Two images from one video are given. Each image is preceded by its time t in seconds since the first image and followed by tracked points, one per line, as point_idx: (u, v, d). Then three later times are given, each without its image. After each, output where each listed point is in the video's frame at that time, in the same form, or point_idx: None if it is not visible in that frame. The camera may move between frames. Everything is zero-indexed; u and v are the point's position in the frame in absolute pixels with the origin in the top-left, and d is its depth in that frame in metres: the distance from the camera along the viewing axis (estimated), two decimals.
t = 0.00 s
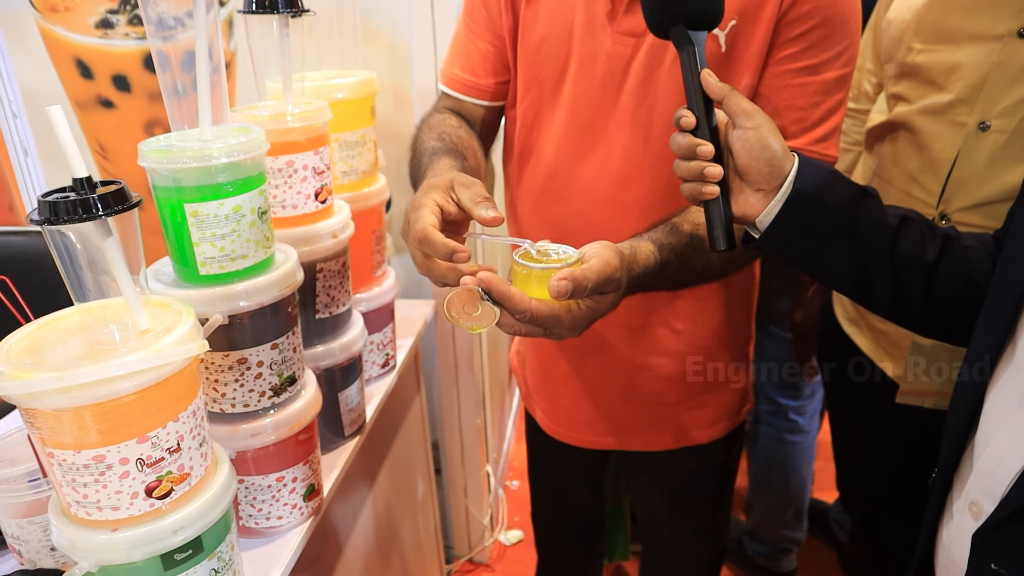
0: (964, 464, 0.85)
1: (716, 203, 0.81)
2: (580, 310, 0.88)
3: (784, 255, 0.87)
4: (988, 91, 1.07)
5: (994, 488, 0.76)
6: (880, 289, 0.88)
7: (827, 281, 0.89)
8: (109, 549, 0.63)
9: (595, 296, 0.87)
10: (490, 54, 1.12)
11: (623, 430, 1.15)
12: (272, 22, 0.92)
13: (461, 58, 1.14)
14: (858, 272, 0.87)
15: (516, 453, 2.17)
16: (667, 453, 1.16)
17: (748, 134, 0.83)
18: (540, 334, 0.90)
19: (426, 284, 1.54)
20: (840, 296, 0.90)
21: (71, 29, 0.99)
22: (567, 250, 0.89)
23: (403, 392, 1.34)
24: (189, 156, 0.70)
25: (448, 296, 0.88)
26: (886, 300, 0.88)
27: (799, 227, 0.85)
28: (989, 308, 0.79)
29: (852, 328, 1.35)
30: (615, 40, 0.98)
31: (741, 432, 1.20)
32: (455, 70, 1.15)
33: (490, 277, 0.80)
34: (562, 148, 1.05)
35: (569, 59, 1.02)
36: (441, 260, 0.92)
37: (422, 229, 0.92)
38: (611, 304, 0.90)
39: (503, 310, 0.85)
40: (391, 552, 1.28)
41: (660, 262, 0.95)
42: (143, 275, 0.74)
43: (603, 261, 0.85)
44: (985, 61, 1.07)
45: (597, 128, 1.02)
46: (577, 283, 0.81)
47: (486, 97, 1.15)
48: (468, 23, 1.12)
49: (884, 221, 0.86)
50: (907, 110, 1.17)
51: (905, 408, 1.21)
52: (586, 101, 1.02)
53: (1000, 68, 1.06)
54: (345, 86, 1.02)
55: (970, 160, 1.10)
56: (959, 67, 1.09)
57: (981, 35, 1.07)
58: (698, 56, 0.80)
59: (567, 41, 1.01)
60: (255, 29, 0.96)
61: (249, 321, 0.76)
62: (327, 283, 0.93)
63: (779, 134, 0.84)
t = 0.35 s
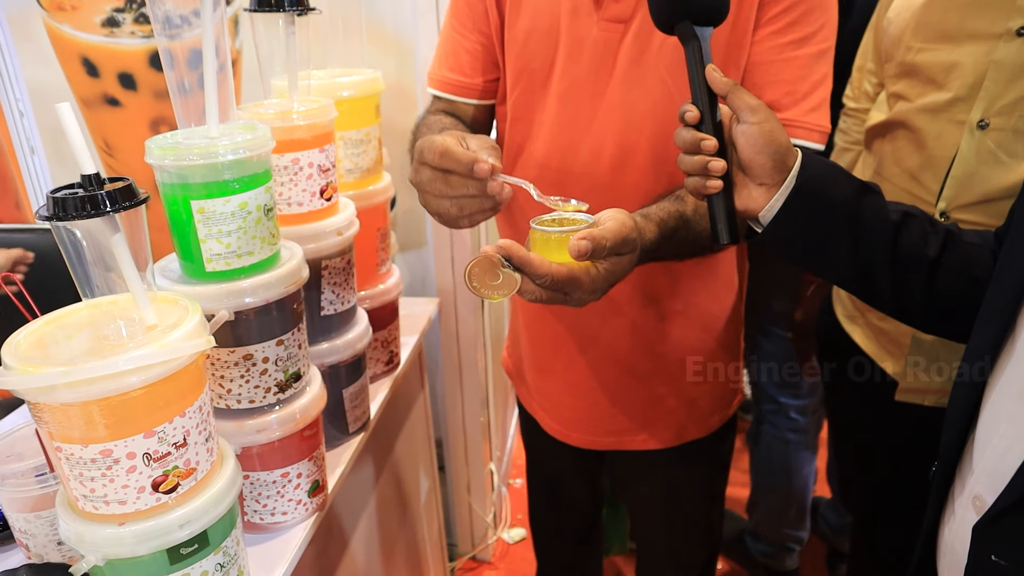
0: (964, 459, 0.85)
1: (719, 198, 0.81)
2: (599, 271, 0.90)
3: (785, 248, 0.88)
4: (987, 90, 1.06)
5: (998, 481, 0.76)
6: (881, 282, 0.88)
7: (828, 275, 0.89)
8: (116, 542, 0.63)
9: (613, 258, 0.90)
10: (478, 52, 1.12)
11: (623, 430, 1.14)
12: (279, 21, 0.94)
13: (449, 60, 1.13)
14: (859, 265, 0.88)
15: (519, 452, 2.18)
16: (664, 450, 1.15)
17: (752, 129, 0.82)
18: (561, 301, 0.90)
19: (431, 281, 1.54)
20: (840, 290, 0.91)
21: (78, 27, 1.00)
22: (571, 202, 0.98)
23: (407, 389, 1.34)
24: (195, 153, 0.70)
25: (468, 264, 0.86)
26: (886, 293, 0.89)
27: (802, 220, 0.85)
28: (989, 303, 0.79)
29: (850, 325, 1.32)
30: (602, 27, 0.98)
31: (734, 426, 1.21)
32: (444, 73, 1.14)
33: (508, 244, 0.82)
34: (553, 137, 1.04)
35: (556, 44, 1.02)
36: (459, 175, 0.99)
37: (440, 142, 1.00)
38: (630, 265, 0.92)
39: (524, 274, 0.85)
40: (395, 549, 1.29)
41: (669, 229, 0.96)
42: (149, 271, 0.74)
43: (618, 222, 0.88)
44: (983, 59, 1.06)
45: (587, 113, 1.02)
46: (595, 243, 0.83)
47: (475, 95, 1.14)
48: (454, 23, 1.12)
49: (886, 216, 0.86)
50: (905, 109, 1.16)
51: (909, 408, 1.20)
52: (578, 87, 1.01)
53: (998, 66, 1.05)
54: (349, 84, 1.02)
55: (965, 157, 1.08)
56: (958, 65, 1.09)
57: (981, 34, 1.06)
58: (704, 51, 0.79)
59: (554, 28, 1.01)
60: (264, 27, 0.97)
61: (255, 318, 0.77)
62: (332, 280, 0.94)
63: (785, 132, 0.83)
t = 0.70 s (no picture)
0: (965, 458, 0.84)
1: (721, 193, 0.80)
2: (626, 262, 0.93)
3: (783, 242, 0.87)
4: (987, 89, 1.05)
5: (1000, 480, 0.76)
6: (879, 276, 0.88)
7: (825, 268, 0.89)
8: (117, 542, 0.63)
9: (639, 248, 0.93)
10: (471, 54, 1.11)
11: (626, 432, 1.14)
12: (280, 20, 0.93)
13: (441, 62, 1.13)
14: (859, 259, 0.87)
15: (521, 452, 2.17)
16: (667, 449, 1.14)
17: (753, 124, 0.82)
18: (590, 292, 0.93)
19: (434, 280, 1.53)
20: (838, 283, 0.91)
21: (81, 27, 1.01)
22: (552, 157, 0.91)
23: (410, 389, 1.34)
24: (197, 151, 0.70)
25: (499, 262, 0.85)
26: (886, 289, 0.88)
27: (801, 214, 0.85)
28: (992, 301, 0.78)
29: (849, 324, 1.30)
30: (598, 21, 0.98)
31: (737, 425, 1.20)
32: (436, 75, 1.13)
33: (538, 242, 0.83)
34: (553, 131, 1.04)
35: (552, 35, 1.01)
36: (451, 137, 0.99)
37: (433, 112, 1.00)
38: (655, 255, 0.95)
39: (554, 268, 0.86)
40: (397, 549, 1.29)
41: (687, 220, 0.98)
42: (151, 271, 0.74)
43: (643, 218, 0.91)
44: (983, 58, 1.05)
45: (586, 106, 1.01)
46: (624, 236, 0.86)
47: (469, 97, 1.13)
48: (445, 25, 1.11)
49: (886, 211, 0.86)
50: (905, 108, 1.16)
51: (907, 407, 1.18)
52: (577, 80, 1.01)
53: (999, 65, 1.04)
54: (350, 83, 1.02)
55: (965, 156, 1.08)
56: (958, 63, 1.08)
57: (980, 33, 1.05)
58: (707, 46, 0.77)
59: (550, 21, 1.00)
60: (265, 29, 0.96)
61: (256, 317, 0.76)
62: (334, 279, 0.93)
63: (784, 123, 0.84)
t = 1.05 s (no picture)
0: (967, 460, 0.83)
1: (720, 189, 0.79)
2: (622, 268, 0.92)
3: (780, 239, 0.86)
4: (992, 90, 1.04)
5: (1003, 482, 0.75)
6: (877, 274, 0.86)
7: (825, 266, 0.88)
8: (117, 543, 0.63)
9: (635, 255, 0.92)
10: (474, 59, 1.11)
11: (627, 432, 1.13)
12: (281, 20, 0.93)
13: (445, 67, 1.13)
14: (856, 257, 0.86)
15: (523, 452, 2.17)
16: (671, 452, 1.14)
17: (751, 119, 0.80)
18: (586, 297, 0.92)
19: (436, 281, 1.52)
20: (838, 280, 0.89)
21: (83, 26, 1.02)
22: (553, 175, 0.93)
23: (411, 390, 1.34)
24: (198, 152, 0.70)
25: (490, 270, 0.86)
26: (883, 288, 0.87)
27: (800, 211, 0.83)
28: (995, 300, 0.77)
29: (851, 325, 1.28)
30: (599, 25, 0.97)
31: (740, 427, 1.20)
32: (440, 79, 1.13)
33: (533, 246, 0.82)
34: (555, 132, 1.03)
35: (554, 37, 1.00)
36: (460, 149, 0.99)
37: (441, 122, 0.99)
38: (652, 262, 0.94)
39: (549, 272, 0.85)
40: (399, 549, 1.28)
41: (688, 225, 0.97)
42: (151, 272, 0.74)
43: (640, 221, 0.90)
44: (989, 58, 1.04)
45: (588, 108, 1.01)
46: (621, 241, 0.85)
47: (470, 101, 1.14)
48: (448, 30, 1.11)
49: (884, 209, 0.84)
50: (909, 108, 1.14)
51: (907, 407, 1.14)
52: (579, 86, 1.00)
53: (1005, 65, 1.02)
54: (352, 83, 1.02)
55: (969, 158, 1.06)
56: (964, 63, 1.07)
57: (986, 33, 1.04)
58: (705, 43, 0.76)
59: (552, 23, 1.00)
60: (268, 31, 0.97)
61: (257, 317, 0.76)
62: (335, 280, 0.93)
63: (782, 119, 0.81)
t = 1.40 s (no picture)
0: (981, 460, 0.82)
1: (724, 181, 0.77)
2: (633, 259, 0.90)
3: (784, 230, 0.85)
4: (1003, 90, 1.00)
5: (1020, 485, 0.74)
6: (880, 267, 0.85)
7: (828, 259, 0.86)
8: (121, 544, 0.62)
9: (646, 246, 0.90)
10: (485, 54, 1.11)
11: (633, 432, 1.13)
12: (287, 19, 0.92)
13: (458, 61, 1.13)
14: (859, 251, 0.85)
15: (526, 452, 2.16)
16: (681, 454, 1.13)
17: (755, 111, 0.79)
18: (595, 288, 0.91)
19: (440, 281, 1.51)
20: (842, 274, 0.87)
21: (88, 25, 1.05)
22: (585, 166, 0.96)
23: (416, 390, 1.34)
24: (204, 150, 0.69)
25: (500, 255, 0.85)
26: (885, 281, 0.86)
27: (804, 203, 0.82)
28: (1013, 302, 0.76)
29: (861, 328, 1.25)
30: (615, 23, 0.96)
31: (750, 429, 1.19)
32: (454, 75, 1.13)
33: (540, 234, 0.81)
34: (567, 132, 1.03)
35: (567, 36, 1.00)
36: (504, 115, 0.95)
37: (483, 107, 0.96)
38: (664, 253, 0.92)
39: (556, 261, 0.85)
40: (403, 549, 1.28)
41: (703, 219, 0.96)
42: (157, 270, 0.74)
43: (651, 209, 0.89)
44: (1001, 59, 1.00)
45: (600, 106, 1.00)
46: (628, 230, 0.83)
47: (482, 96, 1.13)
48: (461, 25, 1.12)
49: (888, 203, 0.83)
50: (919, 108, 1.11)
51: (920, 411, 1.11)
52: (593, 86, 1.00)
53: (1016, 65, 0.98)
54: (357, 82, 1.01)
55: (979, 157, 1.02)
56: (976, 63, 1.02)
57: (995, 33, 1.00)
58: (708, 34, 0.76)
59: (567, 21, 0.99)
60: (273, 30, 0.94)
61: (262, 317, 0.76)
62: (341, 280, 0.93)
63: (788, 112, 0.80)
